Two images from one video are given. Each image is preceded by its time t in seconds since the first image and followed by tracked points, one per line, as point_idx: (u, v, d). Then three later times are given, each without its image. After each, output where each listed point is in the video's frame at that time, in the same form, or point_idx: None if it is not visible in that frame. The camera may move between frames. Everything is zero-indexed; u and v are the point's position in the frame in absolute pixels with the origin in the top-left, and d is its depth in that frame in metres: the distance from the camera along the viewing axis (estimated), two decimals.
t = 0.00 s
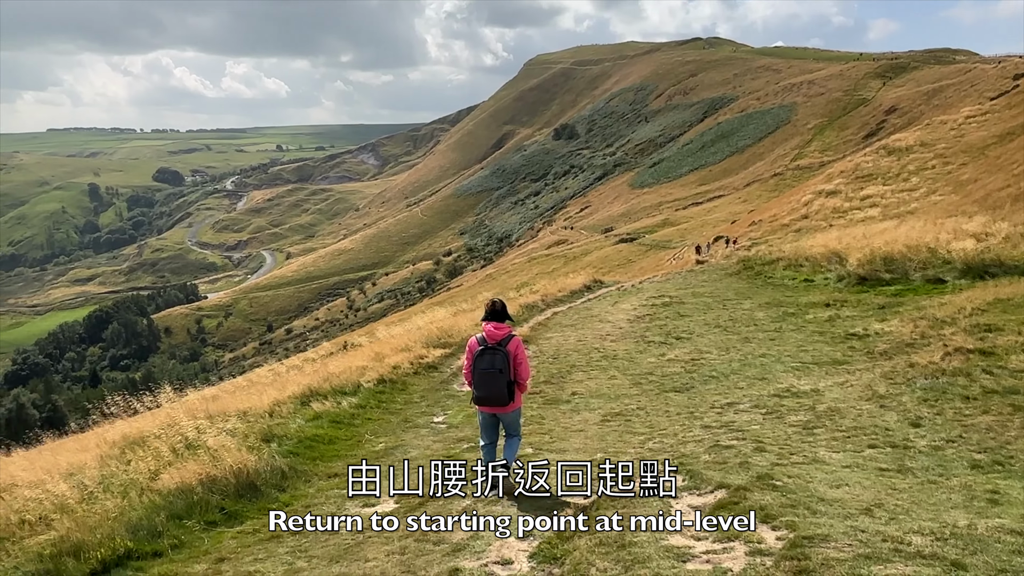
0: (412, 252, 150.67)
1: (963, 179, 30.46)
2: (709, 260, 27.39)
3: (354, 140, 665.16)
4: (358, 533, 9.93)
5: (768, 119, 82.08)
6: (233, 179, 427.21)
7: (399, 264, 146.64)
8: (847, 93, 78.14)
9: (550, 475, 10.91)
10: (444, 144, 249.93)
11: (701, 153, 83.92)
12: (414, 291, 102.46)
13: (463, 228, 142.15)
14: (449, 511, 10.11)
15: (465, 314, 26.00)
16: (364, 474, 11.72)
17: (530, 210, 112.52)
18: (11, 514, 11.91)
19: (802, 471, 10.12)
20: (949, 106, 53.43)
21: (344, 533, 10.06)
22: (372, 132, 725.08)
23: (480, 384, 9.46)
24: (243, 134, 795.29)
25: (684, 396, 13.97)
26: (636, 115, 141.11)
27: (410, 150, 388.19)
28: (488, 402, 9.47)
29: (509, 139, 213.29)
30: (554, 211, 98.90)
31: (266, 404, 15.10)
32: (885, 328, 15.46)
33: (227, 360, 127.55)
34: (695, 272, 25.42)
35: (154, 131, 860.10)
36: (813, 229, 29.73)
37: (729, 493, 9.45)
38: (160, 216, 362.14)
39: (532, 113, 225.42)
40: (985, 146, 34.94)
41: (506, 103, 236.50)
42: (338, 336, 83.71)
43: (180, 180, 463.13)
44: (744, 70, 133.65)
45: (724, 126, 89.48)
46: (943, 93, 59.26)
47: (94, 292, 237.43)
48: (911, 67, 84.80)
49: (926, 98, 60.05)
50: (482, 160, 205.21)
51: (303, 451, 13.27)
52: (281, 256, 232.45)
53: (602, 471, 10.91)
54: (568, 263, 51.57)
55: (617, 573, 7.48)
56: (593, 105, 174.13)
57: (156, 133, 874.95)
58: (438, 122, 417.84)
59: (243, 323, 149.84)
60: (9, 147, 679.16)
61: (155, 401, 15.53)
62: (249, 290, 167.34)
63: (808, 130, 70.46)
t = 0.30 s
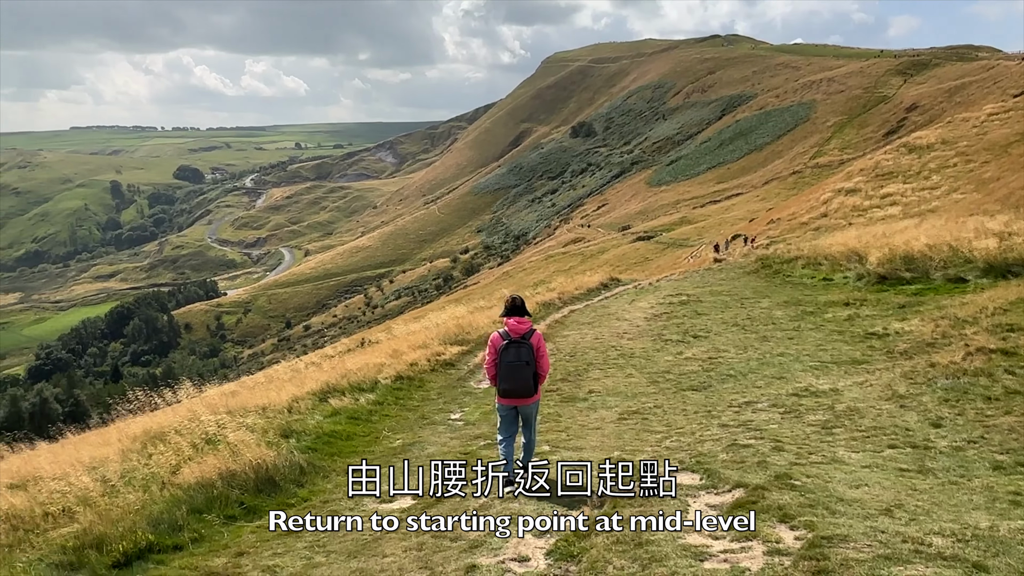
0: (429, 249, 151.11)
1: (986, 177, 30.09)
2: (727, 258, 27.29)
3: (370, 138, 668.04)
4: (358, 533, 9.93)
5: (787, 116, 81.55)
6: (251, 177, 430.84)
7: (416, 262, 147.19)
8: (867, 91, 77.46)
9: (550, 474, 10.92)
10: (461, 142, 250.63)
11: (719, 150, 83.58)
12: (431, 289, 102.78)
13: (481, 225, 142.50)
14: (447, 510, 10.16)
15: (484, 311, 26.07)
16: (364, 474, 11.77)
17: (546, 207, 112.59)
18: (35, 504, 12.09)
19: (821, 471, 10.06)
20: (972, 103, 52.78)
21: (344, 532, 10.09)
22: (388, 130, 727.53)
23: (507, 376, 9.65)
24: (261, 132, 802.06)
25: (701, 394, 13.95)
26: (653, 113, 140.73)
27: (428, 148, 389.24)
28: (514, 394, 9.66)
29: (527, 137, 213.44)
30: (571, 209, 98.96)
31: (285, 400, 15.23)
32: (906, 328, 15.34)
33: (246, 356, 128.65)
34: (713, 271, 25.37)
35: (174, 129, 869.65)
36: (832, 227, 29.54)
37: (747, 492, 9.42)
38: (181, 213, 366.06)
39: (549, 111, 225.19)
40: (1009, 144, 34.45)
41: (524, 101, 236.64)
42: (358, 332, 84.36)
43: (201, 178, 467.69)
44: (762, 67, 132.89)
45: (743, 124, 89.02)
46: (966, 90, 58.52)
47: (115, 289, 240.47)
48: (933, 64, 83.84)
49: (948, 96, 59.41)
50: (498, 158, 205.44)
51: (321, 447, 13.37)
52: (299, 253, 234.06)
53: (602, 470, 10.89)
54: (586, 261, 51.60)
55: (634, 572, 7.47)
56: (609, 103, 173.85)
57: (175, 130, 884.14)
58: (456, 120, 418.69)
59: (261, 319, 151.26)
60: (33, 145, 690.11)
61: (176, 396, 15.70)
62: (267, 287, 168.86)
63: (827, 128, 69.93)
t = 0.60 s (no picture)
0: (450, 248, 151.56)
1: (1018, 177, 29.61)
2: (750, 258, 27.10)
3: (390, 138, 671.32)
4: (357, 533, 9.98)
5: (811, 115, 80.81)
6: (274, 176, 435.02)
7: (437, 261, 147.63)
8: (893, 89, 76.55)
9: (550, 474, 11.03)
10: (483, 141, 251.52)
11: (742, 150, 83.11)
12: (452, 287, 102.85)
13: (502, 224, 142.82)
14: (447, 511, 10.27)
15: (507, 310, 26.12)
16: (364, 475, 11.85)
17: (568, 207, 112.57)
18: (63, 496, 12.27)
19: (845, 473, 9.96)
20: (1003, 102, 51.96)
21: (343, 532, 10.14)
22: (406, 129, 730.22)
23: (538, 368, 9.88)
24: (283, 131, 809.44)
25: (724, 395, 13.89)
26: (675, 112, 140.24)
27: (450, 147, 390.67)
28: (545, 385, 9.90)
29: (548, 136, 213.59)
30: (593, 209, 98.87)
31: (307, 397, 15.36)
32: (932, 330, 15.17)
33: (269, 353, 129.68)
34: (736, 271, 25.21)
35: (196, 129, 879.93)
36: (857, 228, 29.27)
37: (770, 494, 9.35)
38: (205, 211, 370.51)
39: (571, 110, 224.69)
40: None
41: (546, 100, 236.95)
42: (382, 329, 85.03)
43: (226, 177, 473.39)
44: (786, 66, 131.82)
45: (767, 123, 88.40)
46: (997, 88, 57.61)
47: (141, 286, 244.08)
48: (962, 62, 82.61)
49: (978, 94, 58.54)
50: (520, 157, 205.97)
51: (343, 444, 13.46)
52: (322, 251, 235.82)
53: (602, 470, 10.98)
54: (607, 260, 51.55)
55: (657, 572, 7.45)
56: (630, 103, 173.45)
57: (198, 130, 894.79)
58: (477, 120, 419.85)
59: (284, 317, 152.43)
60: (70, 144, 706.77)
61: (200, 392, 15.86)
62: (290, 285, 170.49)
63: (852, 127, 69.24)
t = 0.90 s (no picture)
0: (478, 248, 152.00)
1: None
2: (782, 260, 26.86)
3: (416, 139, 675.13)
4: (357, 533, 10.05)
5: (845, 116, 79.82)
6: (303, 176, 439.62)
7: (465, 261, 147.97)
8: (930, 89, 75.44)
9: (549, 474, 11.24)
10: (513, 141, 252.53)
11: (775, 150, 82.41)
12: (480, 288, 102.81)
13: (531, 224, 143.10)
14: (446, 511, 10.44)
15: (535, 310, 26.13)
16: (364, 475, 11.93)
17: (597, 208, 112.45)
18: (98, 489, 12.48)
19: (880, 479, 9.81)
20: None
21: (344, 531, 10.21)
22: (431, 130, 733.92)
23: (564, 372, 9.91)
24: (311, 132, 818.88)
25: (755, 398, 13.78)
26: (706, 112, 139.61)
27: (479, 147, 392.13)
28: (571, 389, 9.93)
29: (577, 137, 213.56)
30: (622, 209, 98.68)
31: (337, 394, 15.49)
32: (970, 334, 14.89)
33: (298, 351, 130.70)
34: (768, 273, 24.98)
35: (225, 129, 893.26)
36: (892, 230, 28.85)
37: (803, 498, 9.25)
38: (237, 211, 376.23)
39: (601, 111, 224.08)
40: None
41: (576, 100, 237.30)
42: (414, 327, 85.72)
43: (258, 177, 480.45)
44: (819, 66, 130.45)
45: (800, 123, 87.60)
46: None
47: (174, 284, 248.56)
48: (1002, 61, 80.96)
49: (1018, 94, 57.38)
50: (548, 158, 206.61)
51: (374, 442, 13.56)
52: (352, 250, 238.04)
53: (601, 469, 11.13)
54: (636, 262, 51.35)
55: (687, 574, 7.38)
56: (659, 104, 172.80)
57: (226, 130, 908.45)
58: (506, 121, 421.23)
59: (314, 316, 153.49)
60: (104, 144, 722.88)
61: (232, 389, 16.09)
62: (319, 285, 172.35)
63: (887, 128, 68.29)
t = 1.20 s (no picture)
0: (517, 249, 152.47)
1: None
2: (825, 264, 26.48)
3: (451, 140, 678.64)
4: (357, 533, 10.13)
5: (892, 117, 78.24)
6: (345, 176, 444.20)
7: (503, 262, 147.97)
8: (981, 91, 73.68)
9: (550, 475, 11.56)
10: (553, 142, 253.16)
11: (819, 152, 81.21)
12: (520, 289, 102.45)
13: (570, 226, 143.13)
14: (446, 511, 10.64)
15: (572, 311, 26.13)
16: (364, 474, 11.87)
17: (636, 209, 112.04)
18: (144, 482, 12.79)
19: (924, 488, 9.60)
20: None
21: (345, 532, 10.27)
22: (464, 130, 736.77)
23: (599, 366, 10.01)
24: (348, 133, 829.66)
25: (796, 403, 13.65)
26: (749, 113, 138.28)
27: (518, 149, 392.98)
28: (607, 383, 10.00)
29: (616, 138, 212.87)
30: (661, 211, 98.18)
31: (375, 393, 15.67)
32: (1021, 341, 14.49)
33: (338, 350, 131.18)
34: (810, 276, 24.64)
35: (263, 130, 909.59)
36: (940, 234, 28.25)
37: (845, 506, 9.08)
38: (278, 211, 382.51)
39: (639, 112, 223.06)
40: None
41: (616, 101, 236.89)
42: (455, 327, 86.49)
43: (300, 178, 488.40)
44: (865, 66, 128.09)
45: (844, 125, 86.20)
46: None
47: (217, 282, 254.04)
48: None
49: None
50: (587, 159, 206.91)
51: (412, 441, 13.67)
52: (392, 250, 240.77)
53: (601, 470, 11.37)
54: (675, 264, 51.06)
55: None
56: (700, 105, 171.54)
57: (264, 131, 925.54)
58: (544, 123, 421.51)
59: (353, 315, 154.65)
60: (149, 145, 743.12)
61: (271, 387, 16.39)
62: (358, 284, 174.31)
63: (936, 130, 66.80)
